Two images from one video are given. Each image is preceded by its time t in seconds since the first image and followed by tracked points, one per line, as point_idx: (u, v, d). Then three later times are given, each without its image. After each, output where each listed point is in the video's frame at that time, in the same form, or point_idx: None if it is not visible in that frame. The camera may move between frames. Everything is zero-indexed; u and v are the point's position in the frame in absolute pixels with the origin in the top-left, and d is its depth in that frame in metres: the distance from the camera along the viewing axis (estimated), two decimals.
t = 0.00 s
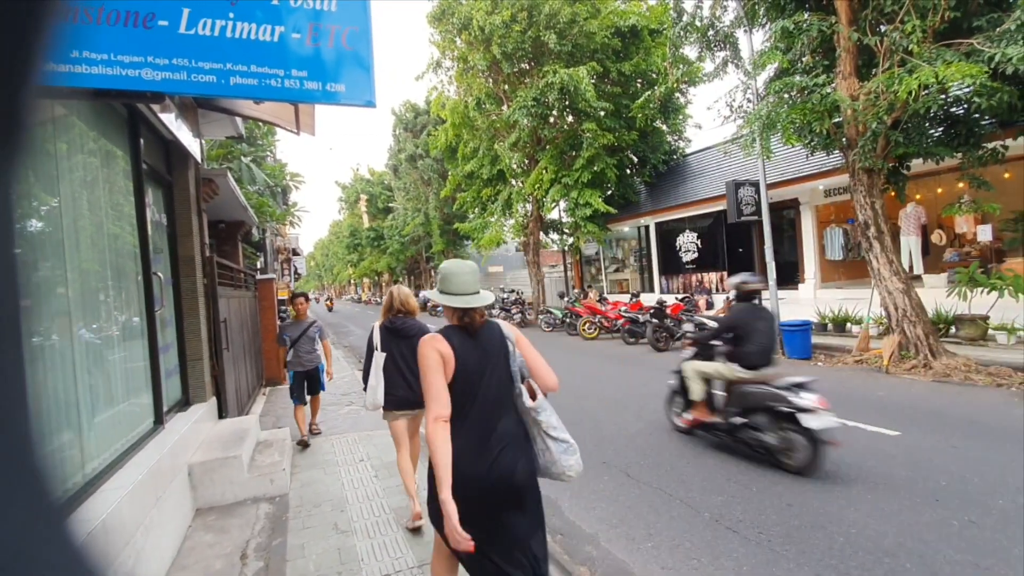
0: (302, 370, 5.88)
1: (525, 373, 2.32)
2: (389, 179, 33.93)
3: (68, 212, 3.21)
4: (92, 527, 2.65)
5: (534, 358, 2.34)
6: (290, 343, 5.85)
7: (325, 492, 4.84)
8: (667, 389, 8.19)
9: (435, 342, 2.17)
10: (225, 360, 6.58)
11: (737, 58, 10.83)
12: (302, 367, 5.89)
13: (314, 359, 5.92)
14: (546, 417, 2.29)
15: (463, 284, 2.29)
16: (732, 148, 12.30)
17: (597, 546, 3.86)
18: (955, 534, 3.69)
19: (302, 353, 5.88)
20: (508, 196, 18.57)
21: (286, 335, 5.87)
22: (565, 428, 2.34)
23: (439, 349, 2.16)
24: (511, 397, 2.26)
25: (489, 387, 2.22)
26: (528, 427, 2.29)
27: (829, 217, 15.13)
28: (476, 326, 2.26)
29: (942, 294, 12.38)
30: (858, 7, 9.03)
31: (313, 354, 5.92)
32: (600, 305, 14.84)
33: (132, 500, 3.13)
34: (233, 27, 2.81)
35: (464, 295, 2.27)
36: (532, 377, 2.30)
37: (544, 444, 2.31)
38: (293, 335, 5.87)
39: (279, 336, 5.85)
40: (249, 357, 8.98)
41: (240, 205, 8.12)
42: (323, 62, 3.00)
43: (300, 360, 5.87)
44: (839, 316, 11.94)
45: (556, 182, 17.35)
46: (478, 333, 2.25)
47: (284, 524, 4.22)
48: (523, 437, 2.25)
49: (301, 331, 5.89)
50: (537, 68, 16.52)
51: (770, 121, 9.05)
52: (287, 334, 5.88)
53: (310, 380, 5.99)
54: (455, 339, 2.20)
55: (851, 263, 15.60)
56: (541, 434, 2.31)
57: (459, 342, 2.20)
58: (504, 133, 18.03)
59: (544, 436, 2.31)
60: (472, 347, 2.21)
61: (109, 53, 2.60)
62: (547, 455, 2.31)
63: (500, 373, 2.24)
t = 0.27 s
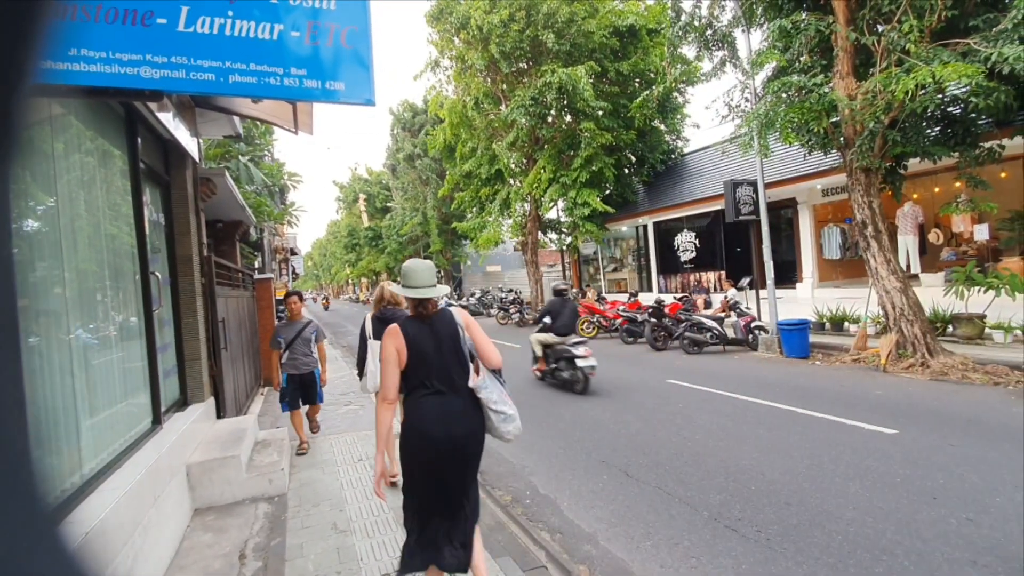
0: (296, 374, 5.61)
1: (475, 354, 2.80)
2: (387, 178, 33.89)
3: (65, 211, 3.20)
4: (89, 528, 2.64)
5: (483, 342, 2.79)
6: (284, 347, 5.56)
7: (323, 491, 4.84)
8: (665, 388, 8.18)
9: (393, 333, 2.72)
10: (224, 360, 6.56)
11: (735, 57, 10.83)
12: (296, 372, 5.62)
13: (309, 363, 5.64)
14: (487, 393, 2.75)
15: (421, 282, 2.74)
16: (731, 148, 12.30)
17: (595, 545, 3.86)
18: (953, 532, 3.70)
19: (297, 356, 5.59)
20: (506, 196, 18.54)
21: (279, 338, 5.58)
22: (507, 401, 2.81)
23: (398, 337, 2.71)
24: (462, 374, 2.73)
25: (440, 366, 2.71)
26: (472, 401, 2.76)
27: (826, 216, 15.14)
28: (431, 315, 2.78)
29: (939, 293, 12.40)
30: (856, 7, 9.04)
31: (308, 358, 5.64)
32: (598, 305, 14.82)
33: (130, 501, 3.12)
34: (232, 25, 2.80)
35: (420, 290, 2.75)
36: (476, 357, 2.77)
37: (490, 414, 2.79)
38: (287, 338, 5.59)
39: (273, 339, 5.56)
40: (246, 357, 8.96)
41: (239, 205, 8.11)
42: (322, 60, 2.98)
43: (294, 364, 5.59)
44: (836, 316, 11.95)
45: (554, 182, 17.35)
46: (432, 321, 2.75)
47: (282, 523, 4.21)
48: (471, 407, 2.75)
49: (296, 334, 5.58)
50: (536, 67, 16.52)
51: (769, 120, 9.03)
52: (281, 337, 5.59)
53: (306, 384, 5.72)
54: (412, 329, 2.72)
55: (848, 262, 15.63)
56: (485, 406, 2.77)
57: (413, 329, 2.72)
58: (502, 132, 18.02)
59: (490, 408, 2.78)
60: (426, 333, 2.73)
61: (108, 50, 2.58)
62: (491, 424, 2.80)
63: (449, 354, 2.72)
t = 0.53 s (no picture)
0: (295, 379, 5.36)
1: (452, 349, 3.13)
2: (386, 178, 33.89)
3: (64, 211, 3.20)
4: (90, 528, 2.64)
5: (460, 338, 3.12)
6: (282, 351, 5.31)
7: (324, 492, 4.83)
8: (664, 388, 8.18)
9: (378, 331, 3.10)
10: (223, 360, 6.56)
11: (734, 57, 10.84)
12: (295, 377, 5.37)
13: (308, 367, 5.39)
14: (466, 381, 3.08)
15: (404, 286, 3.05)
16: (730, 148, 12.31)
17: (596, 545, 3.85)
18: (953, 531, 3.69)
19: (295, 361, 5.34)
20: (505, 196, 18.54)
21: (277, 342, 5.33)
22: (484, 388, 3.11)
23: (384, 334, 3.08)
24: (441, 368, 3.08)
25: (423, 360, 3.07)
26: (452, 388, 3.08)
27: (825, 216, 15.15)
28: (415, 315, 3.15)
29: (938, 293, 12.42)
30: (855, 7, 9.04)
31: (307, 362, 5.39)
32: (598, 305, 14.83)
33: (129, 502, 3.12)
34: (233, 25, 2.71)
35: (407, 294, 3.09)
36: (453, 349, 3.09)
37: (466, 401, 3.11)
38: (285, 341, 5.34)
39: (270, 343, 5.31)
40: (246, 357, 8.94)
41: (238, 205, 8.10)
42: (323, 60, 2.90)
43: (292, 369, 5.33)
44: (835, 316, 11.96)
45: (553, 182, 17.35)
46: (415, 321, 3.12)
47: (282, 524, 4.20)
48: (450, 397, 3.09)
49: (294, 337, 5.33)
50: (534, 67, 16.52)
51: (768, 120, 9.04)
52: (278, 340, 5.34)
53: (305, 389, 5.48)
54: (396, 327, 3.10)
55: (847, 262, 15.64)
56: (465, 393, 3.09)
57: (399, 328, 3.09)
58: (501, 132, 18.02)
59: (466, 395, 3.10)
60: (410, 330, 3.10)
61: (108, 50, 2.47)
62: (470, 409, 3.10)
63: (432, 349, 3.09)
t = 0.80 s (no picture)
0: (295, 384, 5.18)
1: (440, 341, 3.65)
2: (386, 179, 33.90)
3: (64, 211, 3.20)
4: (90, 528, 2.64)
5: (448, 333, 3.65)
6: (282, 354, 5.15)
7: (324, 492, 4.83)
8: (664, 389, 8.18)
9: (381, 319, 3.54)
10: (223, 360, 6.56)
11: (734, 58, 10.84)
12: (296, 381, 5.19)
13: (310, 371, 5.25)
14: (449, 368, 3.61)
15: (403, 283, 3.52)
16: (730, 148, 12.32)
17: (596, 545, 3.86)
18: (952, 532, 3.70)
19: (297, 364, 5.19)
20: (505, 196, 18.54)
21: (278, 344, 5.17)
22: (463, 375, 3.65)
23: (385, 322, 3.53)
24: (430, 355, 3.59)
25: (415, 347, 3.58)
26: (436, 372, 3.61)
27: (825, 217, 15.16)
28: (411, 308, 3.62)
29: (937, 293, 12.43)
30: (854, 8, 9.05)
31: (309, 365, 5.25)
32: (598, 305, 14.84)
33: (130, 502, 3.12)
34: (234, 26, 2.65)
35: (406, 289, 3.57)
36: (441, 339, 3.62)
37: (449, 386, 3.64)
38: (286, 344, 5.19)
39: (270, 346, 5.14)
40: (246, 357, 8.94)
41: (239, 205, 8.10)
42: (323, 61, 2.83)
43: (294, 373, 5.16)
44: (835, 316, 11.97)
45: (554, 182, 17.35)
46: (411, 313, 3.61)
47: (282, 525, 4.20)
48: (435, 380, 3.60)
49: (297, 340, 5.20)
50: (534, 68, 16.52)
51: (768, 120, 9.05)
52: (279, 343, 5.19)
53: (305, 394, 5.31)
54: (396, 318, 3.57)
55: (847, 262, 15.64)
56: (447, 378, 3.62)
57: (397, 318, 3.56)
58: (501, 133, 18.02)
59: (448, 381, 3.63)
60: (406, 322, 3.57)
61: (108, 51, 2.41)
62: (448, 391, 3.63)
63: (423, 339, 3.59)
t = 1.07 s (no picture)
0: (292, 391, 4.88)
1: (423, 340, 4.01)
2: (386, 180, 33.90)
3: (65, 212, 3.21)
4: (91, 529, 2.65)
5: (429, 332, 4.02)
6: (278, 360, 4.90)
7: (324, 493, 4.83)
8: (664, 389, 8.19)
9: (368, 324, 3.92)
10: (223, 361, 6.56)
11: (734, 59, 10.86)
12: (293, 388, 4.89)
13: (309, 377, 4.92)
14: (431, 362, 3.95)
15: (387, 291, 3.93)
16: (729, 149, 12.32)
17: (596, 546, 3.86)
18: (950, 532, 3.71)
19: (294, 370, 4.88)
20: (505, 197, 18.53)
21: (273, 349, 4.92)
22: (445, 369, 3.97)
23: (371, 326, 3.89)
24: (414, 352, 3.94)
25: (401, 347, 3.92)
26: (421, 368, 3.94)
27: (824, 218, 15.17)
28: (394, 314, 4.00)
29: (937, 294, 12.44)
30: (854, 9, 9.05)
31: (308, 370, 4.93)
32: (598, 306, 14.85)
33: (130, 502, 3.13)
34: (234, 29, 2.64)
35: (388, 297, 3.96)
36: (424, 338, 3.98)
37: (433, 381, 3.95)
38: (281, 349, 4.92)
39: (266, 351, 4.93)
40: (246, 358, 8.95)
41: (239, 206, 8.11)
42: (323, 63, 2.83)
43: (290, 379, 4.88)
44: (835, 317, 11.98)
45: (553, 183, 17.35)
46: (395, 318, 3.99)
47: (282, 526, 4.21)
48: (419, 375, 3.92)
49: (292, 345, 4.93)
50: (534, 69, 16.52)
51: (768, 121, 9.06)
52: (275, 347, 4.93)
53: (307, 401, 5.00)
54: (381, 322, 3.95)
55: (847, 263, 15.65)
56: (429, 371, 3.95)
57: (382, 322, 3.93)
58: (501, 133, 18.02)
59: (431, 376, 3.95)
60: (390, 326, 3.94)
61: (109, 54, 2.40)
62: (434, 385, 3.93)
63: (406, 339, 3.95)
